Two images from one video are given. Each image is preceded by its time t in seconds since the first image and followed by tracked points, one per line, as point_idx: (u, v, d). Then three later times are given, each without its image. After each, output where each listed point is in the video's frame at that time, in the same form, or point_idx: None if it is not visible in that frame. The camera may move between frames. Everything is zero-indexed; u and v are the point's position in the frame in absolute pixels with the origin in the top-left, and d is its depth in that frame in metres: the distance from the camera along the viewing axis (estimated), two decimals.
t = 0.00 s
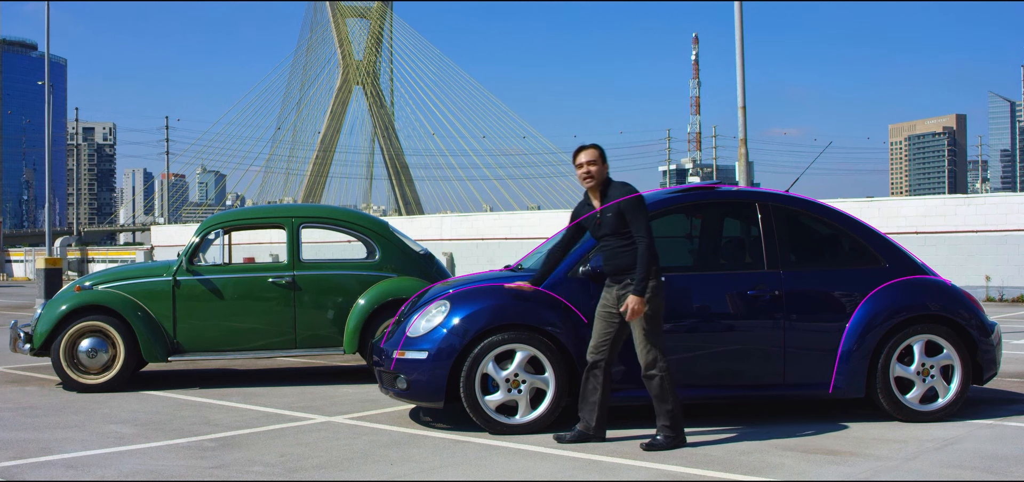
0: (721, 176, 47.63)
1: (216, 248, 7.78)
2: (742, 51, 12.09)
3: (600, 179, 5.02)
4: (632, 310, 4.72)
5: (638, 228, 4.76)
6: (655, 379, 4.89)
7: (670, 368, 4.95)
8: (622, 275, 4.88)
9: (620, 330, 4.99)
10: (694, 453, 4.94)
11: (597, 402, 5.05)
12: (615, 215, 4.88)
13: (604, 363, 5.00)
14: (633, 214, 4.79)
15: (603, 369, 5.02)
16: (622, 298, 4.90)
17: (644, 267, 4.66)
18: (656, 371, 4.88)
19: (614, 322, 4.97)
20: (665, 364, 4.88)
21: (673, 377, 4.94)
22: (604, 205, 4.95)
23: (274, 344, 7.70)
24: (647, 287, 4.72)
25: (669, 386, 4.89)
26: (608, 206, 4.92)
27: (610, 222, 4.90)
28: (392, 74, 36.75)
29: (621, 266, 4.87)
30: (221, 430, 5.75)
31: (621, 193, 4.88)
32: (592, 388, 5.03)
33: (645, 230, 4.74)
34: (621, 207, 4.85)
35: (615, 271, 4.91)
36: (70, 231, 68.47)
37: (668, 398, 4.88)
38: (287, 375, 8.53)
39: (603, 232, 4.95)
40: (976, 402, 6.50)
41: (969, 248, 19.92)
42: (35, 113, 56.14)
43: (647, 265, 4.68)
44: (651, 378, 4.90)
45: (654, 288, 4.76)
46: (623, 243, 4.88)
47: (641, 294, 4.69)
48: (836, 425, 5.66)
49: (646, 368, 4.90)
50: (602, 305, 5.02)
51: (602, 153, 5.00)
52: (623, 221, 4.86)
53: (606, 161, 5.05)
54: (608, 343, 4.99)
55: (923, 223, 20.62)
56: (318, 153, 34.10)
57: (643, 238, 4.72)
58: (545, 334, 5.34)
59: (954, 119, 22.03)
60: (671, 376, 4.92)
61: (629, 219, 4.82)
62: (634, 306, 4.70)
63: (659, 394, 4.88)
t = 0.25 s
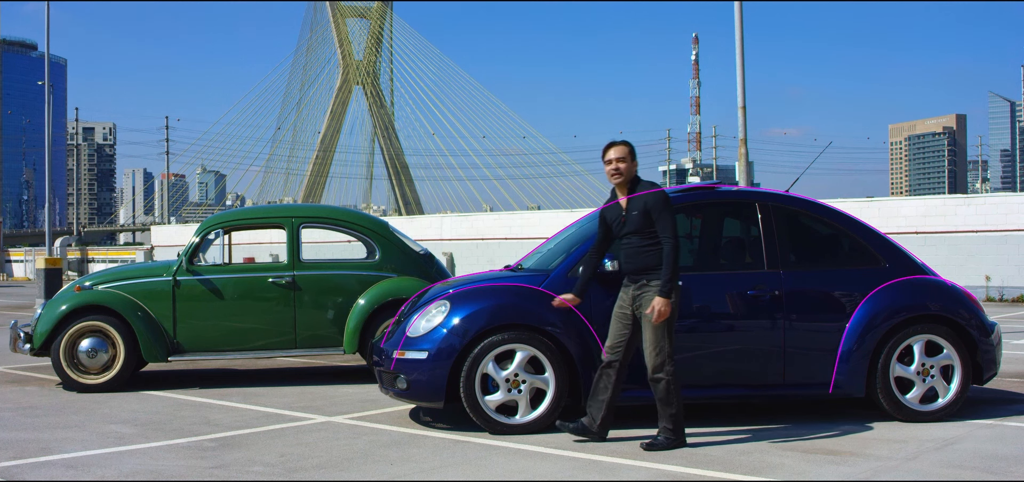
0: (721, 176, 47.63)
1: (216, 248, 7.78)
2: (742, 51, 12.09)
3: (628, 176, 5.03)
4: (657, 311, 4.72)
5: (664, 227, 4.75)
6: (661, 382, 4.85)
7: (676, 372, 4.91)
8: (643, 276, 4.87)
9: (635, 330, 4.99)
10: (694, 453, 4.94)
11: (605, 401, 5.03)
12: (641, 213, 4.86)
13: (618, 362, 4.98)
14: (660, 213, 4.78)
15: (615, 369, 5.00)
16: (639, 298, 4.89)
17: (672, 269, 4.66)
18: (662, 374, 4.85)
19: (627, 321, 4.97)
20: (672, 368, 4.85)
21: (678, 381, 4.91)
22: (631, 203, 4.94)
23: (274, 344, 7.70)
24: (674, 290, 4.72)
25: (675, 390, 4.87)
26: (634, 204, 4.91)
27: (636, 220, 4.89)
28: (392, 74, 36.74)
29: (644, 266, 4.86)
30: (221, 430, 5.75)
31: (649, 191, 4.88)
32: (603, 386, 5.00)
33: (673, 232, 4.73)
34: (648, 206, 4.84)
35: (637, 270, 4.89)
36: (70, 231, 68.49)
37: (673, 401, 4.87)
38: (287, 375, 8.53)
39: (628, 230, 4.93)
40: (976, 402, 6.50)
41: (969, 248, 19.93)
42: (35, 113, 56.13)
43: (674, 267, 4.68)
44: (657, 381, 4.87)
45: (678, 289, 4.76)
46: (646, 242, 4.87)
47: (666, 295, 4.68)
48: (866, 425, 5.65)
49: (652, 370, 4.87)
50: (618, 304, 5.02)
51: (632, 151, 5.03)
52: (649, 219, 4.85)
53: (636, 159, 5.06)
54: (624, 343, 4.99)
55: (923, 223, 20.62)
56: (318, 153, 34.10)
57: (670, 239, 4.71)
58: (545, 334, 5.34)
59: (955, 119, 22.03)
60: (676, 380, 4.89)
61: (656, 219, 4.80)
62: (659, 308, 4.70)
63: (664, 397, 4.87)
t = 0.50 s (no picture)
0: (721, 176, 47.61)
1: (216, 248, 7.78)
2: (742, 51, 12.09)
3: (644, 173, 5.04)
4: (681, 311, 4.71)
5: (679, 225, 4.75)
6: (668, 380, 4.86)
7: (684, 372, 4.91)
8: (658, 274, 4.86)
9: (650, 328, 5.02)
10: (694, 452, 4.94)
11: (629, 400, 5.00)
12: (657, 210, 4.87)
13: (633, 360, 4.99)
14: (675, 212, 4.78)
15: (632, 368, 4.99)
16: (652, 296, 4.90)
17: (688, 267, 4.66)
18: (671, 373, 4.85)
19: (642, 319, 4.99)
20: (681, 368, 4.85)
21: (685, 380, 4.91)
22: (647, 199, 4.95)
23: (274, 344, 7.70)
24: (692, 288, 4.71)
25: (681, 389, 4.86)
26: (650, 201, 4.92)
27: (651, 217, 4.89)
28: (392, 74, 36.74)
29: (659, 264, 4.86)
30: (221, 430, 5.75)
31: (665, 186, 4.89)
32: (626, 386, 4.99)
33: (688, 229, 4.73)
34: (663, 203, 4.84)
35: (651, 268, 4.90)
36: (70, 231, 68.51)
37: (677, 401, 4.86)
38: (287, 375, 8.53)
39: (644, 226, 4.94)
40: (976, 402, 6.50)
41: (969, 248, 19.93)
42: (36, 113, 56.11)
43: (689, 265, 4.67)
44: (665, 379, 4.87)
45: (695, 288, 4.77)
46: (660, 240, 4.87)
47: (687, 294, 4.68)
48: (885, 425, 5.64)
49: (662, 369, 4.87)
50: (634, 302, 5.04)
51: (650, 148, 5.07)
52: (664, 216, 4.85)
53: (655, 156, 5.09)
54: (638, 341, 5.01)
55: (923, 223, 20.62)
56: (318, 153, 34.10)
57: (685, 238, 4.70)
58: (545, 334, 5.34)
59: (954, 119, 22.03)
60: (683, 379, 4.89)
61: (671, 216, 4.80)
62: (682, 306, 4.70)
63: (670, 396, 4.86)
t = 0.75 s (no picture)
0: (721, 176, 47.61)
1: (216, 248, 7.78)
2: (742, 51, 12.08)
3: (655, 172, 5.03)
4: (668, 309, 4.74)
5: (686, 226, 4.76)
6: (673, 378, 4.87)
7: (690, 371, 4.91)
8: (664, 274, 4.89)
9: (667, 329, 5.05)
10: (694, 452, 4.94)
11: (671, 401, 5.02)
12: (665, 210, 4.88)
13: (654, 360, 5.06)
14: (682, 213, 4.78)
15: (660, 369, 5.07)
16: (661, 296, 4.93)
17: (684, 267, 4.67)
18: (676, 372, 4.86)
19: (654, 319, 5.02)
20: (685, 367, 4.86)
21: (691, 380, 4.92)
22: (657, 198, 4.96)
23: (274, 344, 7.70)
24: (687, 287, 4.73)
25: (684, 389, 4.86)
26: (660, 199, 4.93)
27: (660, 216, 4.92)
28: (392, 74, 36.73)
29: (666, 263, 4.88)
30: (221, 430, 5.75)
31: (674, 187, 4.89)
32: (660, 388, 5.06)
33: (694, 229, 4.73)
34: (671, 203, 4.84)
35: (659, 268, 4.92)
36: (70, 231, 68.54)
37: (680, 400, 4.87)
38: (287, 375, 8.53)
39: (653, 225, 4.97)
40: (976, 402, 6.50)
41: (969, 248, 19.94)
42: (36, 113, 56.10)
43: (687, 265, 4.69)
44: (669, 378, 4.89)
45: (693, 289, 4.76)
46: (670, 240, 4.89)
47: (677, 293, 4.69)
48: (894, 425, 5.64)
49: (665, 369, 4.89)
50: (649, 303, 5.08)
51: (658, 144, 5.04)
52: (672, 216, 4.86)
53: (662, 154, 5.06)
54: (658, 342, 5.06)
55: (923, 223, 20.62)
56: (318, 153, 34.09)
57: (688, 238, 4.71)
58: (545, 334, 5.34)
59: (954, 119, 22.03)
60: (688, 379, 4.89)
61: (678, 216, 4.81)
62: (670, 304, 4.73)
63: (673, 395, 4.87)
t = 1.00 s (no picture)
0: (721, 176, 47.60)
1: (216, 248, 7.78)
2: (742, 51, 12.08)
3: (660, 174, 5.12)
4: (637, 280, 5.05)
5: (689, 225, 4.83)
6: (675, 376, 4.92)
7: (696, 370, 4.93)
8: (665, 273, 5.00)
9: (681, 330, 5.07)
10: (694, 452, 4.94)
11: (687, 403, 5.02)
12: (672, 210, 4.97)
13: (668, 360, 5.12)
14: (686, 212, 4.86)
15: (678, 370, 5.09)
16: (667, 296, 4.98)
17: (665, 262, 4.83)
18: (678, 370, 4.91)
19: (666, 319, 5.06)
20: (688, 366, 4.89)
21: (697, 380, 4.92)
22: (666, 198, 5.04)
23: (274, 344, 7.70)
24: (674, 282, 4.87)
25: (686, 388, 4.87)
26: (669, 200, 5.02)
27: (667, 216, 5.00)
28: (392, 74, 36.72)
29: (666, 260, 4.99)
30: (221, 430, 5.75)
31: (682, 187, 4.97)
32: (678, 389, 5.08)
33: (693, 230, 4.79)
34: (678, 203, 4.94)
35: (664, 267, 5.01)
36: (70, 231, 68.54)
37: (681, 399, 4.88)
38: (287, 375, 8.53)
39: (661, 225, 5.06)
40: (976, 402, 6.50)
41: (969, 248, 19.94)
42: (36, 113, 56.09)
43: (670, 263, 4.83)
44: (672, 375, 4.94)
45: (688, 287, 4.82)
46: (673, 240, 4.95)
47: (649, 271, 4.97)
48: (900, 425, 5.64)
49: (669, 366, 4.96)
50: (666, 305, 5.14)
51: (662, 145, 5.09)
52: (678, 216, 4.94)
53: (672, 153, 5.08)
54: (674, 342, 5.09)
55: (923, 223, 20.61)
56: (318, 153, 34.09)
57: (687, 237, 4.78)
58: (545, 334, 5.34)
59: (954, 119, 22.03)
60: (692, 378, 4.91)
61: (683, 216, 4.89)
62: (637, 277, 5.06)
63: (674, 393, 4.91)
